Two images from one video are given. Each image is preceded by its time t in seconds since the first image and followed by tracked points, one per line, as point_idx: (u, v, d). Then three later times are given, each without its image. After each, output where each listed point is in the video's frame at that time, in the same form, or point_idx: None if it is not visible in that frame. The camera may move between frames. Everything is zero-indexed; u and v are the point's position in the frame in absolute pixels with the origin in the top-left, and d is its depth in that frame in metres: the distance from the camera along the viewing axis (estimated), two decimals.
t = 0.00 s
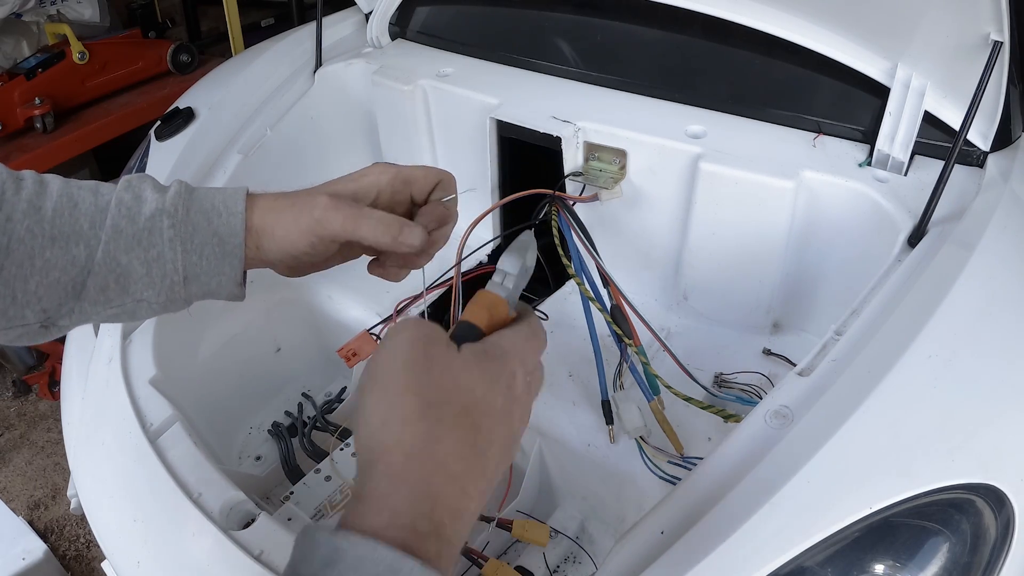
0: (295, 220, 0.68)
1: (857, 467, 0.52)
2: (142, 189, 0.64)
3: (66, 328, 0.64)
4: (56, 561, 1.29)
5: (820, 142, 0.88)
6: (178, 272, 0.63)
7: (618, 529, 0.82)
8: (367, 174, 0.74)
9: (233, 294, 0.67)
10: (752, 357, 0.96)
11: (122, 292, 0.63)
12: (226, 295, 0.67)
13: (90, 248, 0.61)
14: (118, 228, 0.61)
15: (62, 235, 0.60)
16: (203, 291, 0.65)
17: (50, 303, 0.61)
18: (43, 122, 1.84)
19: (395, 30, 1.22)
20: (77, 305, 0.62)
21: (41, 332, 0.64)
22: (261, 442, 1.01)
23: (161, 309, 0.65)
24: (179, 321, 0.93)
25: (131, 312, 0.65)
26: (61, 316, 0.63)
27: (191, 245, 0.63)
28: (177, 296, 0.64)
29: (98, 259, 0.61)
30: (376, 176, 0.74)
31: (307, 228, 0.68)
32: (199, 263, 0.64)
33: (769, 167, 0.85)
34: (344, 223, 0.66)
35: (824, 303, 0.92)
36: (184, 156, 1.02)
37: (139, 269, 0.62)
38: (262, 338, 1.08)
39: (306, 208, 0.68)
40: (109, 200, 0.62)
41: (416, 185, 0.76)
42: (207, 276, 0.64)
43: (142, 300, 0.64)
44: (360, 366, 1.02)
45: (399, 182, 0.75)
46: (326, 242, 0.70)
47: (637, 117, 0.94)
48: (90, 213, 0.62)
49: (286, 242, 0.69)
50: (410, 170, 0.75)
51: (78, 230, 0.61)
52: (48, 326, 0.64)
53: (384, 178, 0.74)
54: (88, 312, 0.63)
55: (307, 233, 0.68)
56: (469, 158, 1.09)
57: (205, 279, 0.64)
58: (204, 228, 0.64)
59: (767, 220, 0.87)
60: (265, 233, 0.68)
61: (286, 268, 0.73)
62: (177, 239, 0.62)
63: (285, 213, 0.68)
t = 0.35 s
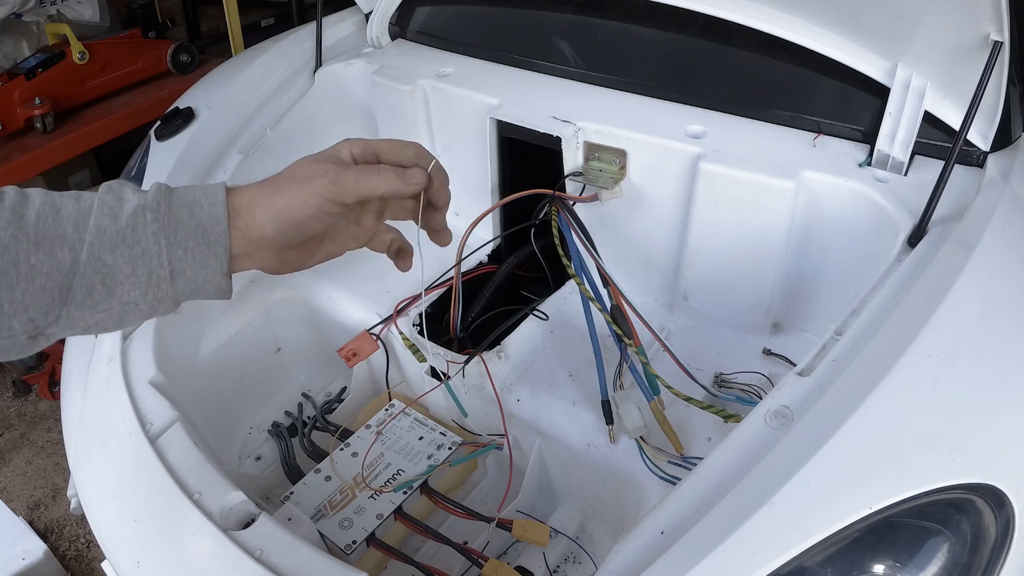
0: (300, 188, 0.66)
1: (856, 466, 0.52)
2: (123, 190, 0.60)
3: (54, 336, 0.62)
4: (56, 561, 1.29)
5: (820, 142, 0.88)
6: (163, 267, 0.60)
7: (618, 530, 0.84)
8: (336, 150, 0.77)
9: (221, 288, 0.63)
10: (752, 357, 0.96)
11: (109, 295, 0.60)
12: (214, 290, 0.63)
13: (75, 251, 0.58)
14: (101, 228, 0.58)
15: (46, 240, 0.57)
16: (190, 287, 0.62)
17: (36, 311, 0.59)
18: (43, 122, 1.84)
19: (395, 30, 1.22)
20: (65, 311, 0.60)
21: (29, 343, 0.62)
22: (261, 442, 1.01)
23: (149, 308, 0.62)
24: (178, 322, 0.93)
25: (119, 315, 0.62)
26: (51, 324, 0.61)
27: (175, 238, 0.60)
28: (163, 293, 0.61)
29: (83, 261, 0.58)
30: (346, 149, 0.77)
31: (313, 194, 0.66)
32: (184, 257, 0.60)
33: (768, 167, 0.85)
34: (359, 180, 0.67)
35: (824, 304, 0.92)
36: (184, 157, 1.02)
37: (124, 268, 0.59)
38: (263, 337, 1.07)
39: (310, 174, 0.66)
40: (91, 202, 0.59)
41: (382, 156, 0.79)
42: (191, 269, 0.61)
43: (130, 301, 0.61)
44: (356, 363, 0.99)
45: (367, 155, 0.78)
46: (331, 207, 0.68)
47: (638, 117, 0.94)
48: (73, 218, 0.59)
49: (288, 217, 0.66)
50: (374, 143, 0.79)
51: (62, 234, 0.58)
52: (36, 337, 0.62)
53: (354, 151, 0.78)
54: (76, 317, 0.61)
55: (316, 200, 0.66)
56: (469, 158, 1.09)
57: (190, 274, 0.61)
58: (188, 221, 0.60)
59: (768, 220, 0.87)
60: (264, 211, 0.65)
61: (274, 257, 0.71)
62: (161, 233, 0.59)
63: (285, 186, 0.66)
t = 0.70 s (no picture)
0: (271, 189, 0.71)
1: (856, 467, 0.52)
2: (81, 182, 0.63)
3: (14, 331, 0.64)
4: (55, 561, 1.29)
5: (820, 142, 0.88)
6: (126, 260, 0.63)
7: (618, 530, 0.84)
8: (300, 149, 0.81)
9: (182, 280, 0.68)
10: (751, 357, 0.96)
11: (70, 289, 0.63)
12: (176, 281, 0.68)
13: (35, 243, 0.61)
14: (62, 220, 0.61)
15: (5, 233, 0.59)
16: (151, 279, 0.66)
17: None
18: (43, 122, 1.84)
19: (395, 30, 1.22)
20: (26, 305, 0.62)
21: None
22: (260, 442, 1.01)
23: (111, 302, 0.66)
24: (177, 322, 0.93)
25: (79, 310, 0.66)
26: (11, 318, 0.63)
27: (137, 230, 0.63)
28: (126, 286, 0.65)
29: (46, 255, 0.61)
30: (311, 150, 0.81)
31: (282, 196, 0.72)
32: (147, 249, 0.64)
33: (769, 167, 0.85)
34: (329, 194, 0.72)
35: (824, 303, 0.92)
36: (184, 157, 1.02)
37: (86, 260, 0.62)
38: (263, 337, 1.07)
39: (282, 178, 0.71)
40: (51, 195, 0.62)
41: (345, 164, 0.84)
42: (153, 262, 0.65)
43: (91, 296, 0.65)
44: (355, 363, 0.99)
45: (329, 157, 0.83)
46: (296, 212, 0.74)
47: (638, 117, 0.94)
48: (32, 210, 0.61)
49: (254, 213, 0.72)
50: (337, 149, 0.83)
51: (22, 228, 0.60)
52: None
53: (318, 152, 0.82)
54: (37, 312, 0.63)
55: (286, 203, 0.72)
56: (469, 158, 1.09)
57: (152, 267, 0.65)
58: (150, 212, 0.64)
59: (768, 220, 0.87)
60: (233, 207, 0.70)
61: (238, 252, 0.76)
62: (123, 225, 0.63)
63: (257, 183, 0.71)
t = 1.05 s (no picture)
0: (254, 232, 0.68)
1: (857, 467, 0.52)
2: (63, 219, 0.62)
3: None
4: (55, 561, 1.29)
5: (820, 142, 0.88)
6: (108, 299, 0.62)
7: (617, 530, 0.84)
8: (288, 183, 0.76)
9: (167, 318, 0.65)
10: (751, 357, 0.96)
11: (53, 328, 0.62)
12: (161, 320, 0.66)
13: (16, 284, 0.59)
14: (42, 261, 0.59)
15: None
16: (136, 318, 0.64)
17: None
18: (43, 122, 1.84)
19: (395, 30, 1.22)
20: (9, 347, 0.61)
21: None
22: (260, 442, 1.01)
23: (96, 341, 0.64)
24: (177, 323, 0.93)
25: (65, 350, 0.64)
26: None
27: (118, 269, 0.61)
28: (109, 326, 0.63)
29: (25, 295, 0.60)
30: (299, 184, 0.76)
31: (264, 242, 0.68)
32: (129, 288, 0.62)
33: (769, 167, 0.85)
34: (311, 245, 0.68)
35: (824, 304, 0.92)
36: (184, 157, 1.02)
37: (68, 301, 0.61)
38: (263, 337, 1.07)
39: (266, 221, 0.68)
40: (31, 233, 0.60)
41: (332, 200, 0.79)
42: (137, 302, 0.63)
43: (76, 336, 0.63)
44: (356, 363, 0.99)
45: (317, 193, 0.78)
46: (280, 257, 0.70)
47: (637, 117, 0.94)
48: (13, 249, 0.60)
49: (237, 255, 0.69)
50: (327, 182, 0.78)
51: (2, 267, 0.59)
52: None
53: (306, 187, 0.77)
54: (21, 354, 0.62)
55: (268, 249, 0.69)
56: (469, 159, 1.09)
57: (136, 306, 0.63)
58: (131, 252, 0.62)
59: (767, 220, 0.87)
60: (215, 249, 0.67)
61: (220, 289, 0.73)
62: (104, 264, 0.61)
63: (238, 226, 0.68)
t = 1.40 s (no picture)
0: (286, 264, 0.65)
1: (856, 468, 0.52)
2: (78, 216, 0.61)
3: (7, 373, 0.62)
4: (55, 561, 1.29)
5: (820, 142, 0.88)
6: (122, 304, 0.61)
7: (619, 530, 0.82)
8: (340, 211, 0.70)
9: (185, 326, 0.65)
10: (751, 357, 0.96)
11: (63, 329, 0.61)
12: (178, 328, 0.65)
13: (25, 283, 0.58)
14: (53, 259, 0.58)
15: None
16: (151, 325, 0.63)
17: None
18: (43, 122, 1.84)
19: (395, 30, 1.22)
20: (20, 346, 0.60)
21: None
22: (261, 442, 1.01)
23: (108, 346, 0.63)
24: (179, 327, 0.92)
25: (77, 352, 0.63)
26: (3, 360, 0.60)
27: (133, 274, 0.60)
28: (123, 331, 0.62)
29: (34, 294, 0.59)
30: (349, 215, 0.71)
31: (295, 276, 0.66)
32: (145, 295, 0.61)
33: (769, 166, 0.85)
34: (345, 292, 0.65)
35: (824, 304, 0.92)
36: (184, 156, 1.02)
37: (80, 304, 0.60)
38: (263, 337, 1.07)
39: (302, 255, 0.65)
40: (44, 229, 0.59)
41: (382, 241, 0.73)
42: (153, 308, 0.62)
43: (88, 338, 0.62)
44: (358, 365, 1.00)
45: (367, 230, 0.72)
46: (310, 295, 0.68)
47: (638, 117, 0.94)
48: (24, 245, 0.59)
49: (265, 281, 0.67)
50: (382, 218, 0.72)
51: (12, 264, 0.58)
52: None
53: (357, 219, 0.71)
54: (30, 354, 0.61)
55: (298, 285, 0.66)
56: (469, 159, 1.09)
57: (152, 312, 0.62)
58: (147, 257, 0.61)
59: (767, 219, 0.87)
60: (240, 268, 0.65)
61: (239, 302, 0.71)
62: (118, 269, 0.60)
63: (272, 252, 0.66)
